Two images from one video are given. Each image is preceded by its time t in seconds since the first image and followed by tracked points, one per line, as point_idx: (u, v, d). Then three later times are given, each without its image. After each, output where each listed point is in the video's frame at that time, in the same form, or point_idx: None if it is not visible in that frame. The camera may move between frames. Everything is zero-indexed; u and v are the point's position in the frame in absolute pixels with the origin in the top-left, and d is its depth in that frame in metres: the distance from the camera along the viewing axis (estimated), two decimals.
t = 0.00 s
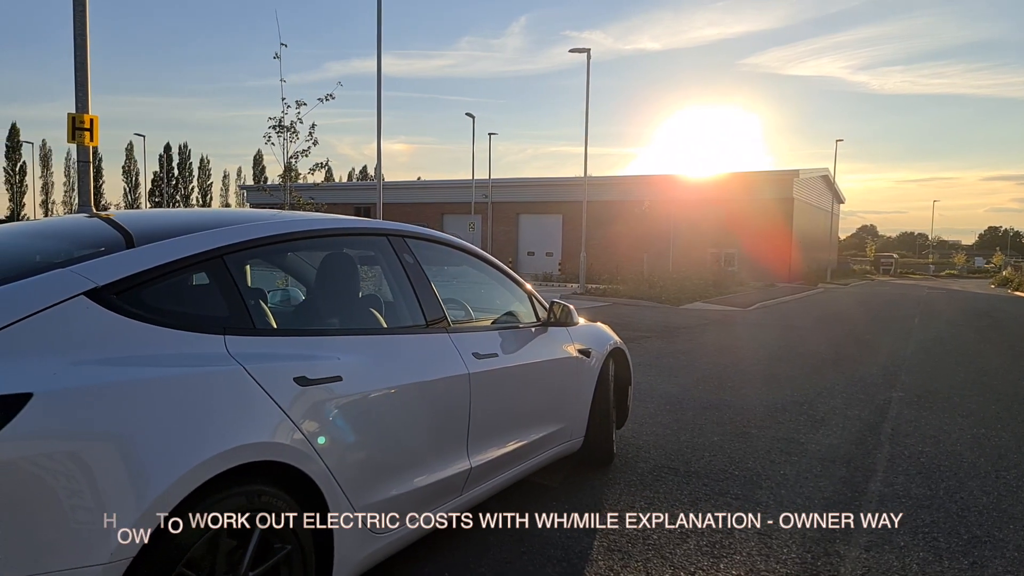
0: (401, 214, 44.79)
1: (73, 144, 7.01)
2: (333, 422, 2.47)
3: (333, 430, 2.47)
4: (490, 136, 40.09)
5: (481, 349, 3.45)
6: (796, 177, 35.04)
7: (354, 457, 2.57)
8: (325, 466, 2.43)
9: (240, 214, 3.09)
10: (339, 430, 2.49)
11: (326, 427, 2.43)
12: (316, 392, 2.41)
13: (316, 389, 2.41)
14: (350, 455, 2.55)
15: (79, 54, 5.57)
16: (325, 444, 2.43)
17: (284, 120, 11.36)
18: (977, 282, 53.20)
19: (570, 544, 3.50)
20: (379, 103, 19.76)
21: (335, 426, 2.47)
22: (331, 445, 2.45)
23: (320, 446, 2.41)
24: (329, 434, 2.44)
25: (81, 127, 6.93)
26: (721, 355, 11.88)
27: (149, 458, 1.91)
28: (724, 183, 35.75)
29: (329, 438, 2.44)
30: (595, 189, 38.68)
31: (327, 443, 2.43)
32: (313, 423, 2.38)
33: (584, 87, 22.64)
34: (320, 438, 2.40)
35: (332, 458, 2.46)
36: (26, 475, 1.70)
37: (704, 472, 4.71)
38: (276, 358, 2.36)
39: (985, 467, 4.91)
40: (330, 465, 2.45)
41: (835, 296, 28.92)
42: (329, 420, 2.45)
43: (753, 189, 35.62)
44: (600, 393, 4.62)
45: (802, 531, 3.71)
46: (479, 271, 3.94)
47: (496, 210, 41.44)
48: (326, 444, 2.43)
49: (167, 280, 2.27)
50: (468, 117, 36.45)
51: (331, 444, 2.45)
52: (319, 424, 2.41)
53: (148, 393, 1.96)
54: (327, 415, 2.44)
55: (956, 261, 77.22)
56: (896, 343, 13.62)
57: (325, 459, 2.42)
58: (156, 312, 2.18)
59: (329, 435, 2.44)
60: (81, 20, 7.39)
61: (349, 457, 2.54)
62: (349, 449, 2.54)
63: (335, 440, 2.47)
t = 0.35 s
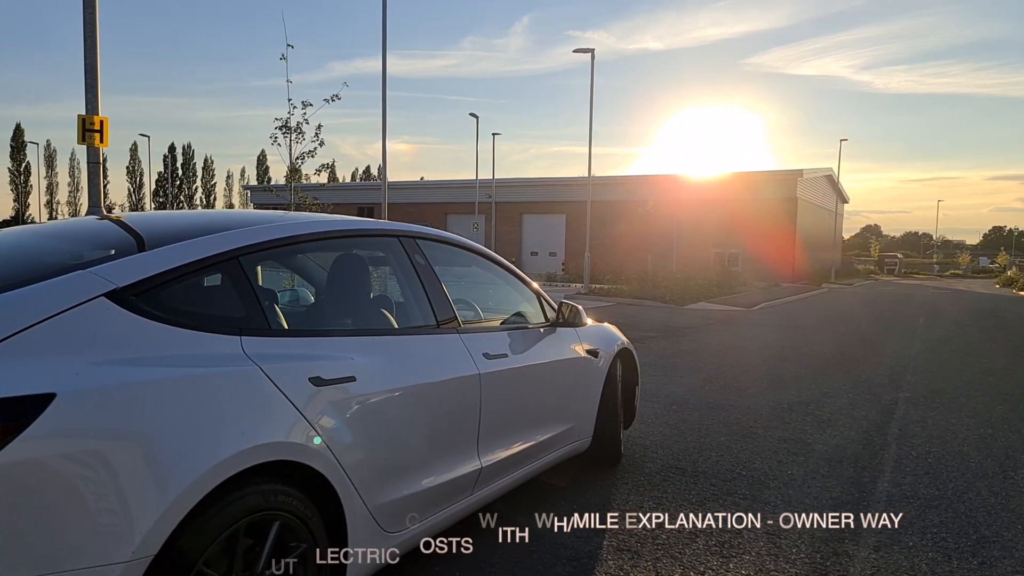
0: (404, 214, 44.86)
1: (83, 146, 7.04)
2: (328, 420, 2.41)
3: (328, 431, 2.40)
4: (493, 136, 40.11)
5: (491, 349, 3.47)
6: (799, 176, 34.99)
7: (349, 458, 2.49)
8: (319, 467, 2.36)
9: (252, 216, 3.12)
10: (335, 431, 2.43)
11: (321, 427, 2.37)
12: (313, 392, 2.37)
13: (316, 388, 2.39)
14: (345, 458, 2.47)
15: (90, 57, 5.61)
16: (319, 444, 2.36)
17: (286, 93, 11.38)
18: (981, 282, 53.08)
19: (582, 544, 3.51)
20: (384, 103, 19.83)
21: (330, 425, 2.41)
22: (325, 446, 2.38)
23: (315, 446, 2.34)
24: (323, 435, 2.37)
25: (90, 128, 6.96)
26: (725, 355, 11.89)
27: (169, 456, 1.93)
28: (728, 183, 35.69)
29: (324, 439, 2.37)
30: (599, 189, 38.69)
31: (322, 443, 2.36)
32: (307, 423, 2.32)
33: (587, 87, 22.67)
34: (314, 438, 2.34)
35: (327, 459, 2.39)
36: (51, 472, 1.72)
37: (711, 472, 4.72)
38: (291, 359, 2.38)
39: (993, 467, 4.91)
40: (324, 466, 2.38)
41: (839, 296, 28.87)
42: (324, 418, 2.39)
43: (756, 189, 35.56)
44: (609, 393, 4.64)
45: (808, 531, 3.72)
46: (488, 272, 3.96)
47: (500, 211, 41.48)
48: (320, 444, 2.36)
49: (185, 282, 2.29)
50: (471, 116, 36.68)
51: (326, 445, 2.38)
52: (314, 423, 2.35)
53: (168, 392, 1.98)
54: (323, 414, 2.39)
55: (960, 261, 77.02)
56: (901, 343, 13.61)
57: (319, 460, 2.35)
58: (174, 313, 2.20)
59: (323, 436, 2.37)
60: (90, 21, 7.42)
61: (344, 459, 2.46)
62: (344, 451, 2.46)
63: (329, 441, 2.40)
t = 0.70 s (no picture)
0: (408, 214, 44.94)
1: (96, 148, 7.09)
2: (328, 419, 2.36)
3: (329, 429, 2.36)
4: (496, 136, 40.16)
5: (505, 352, 3.50)
6: (803, 177, 34.97)
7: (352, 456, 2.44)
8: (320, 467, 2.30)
9: (269, 220, 3.16)
10: (336, 428, 2.38)
11: (321, 424, 2.33)
12: (311, 390, 2.34)
13: (316, 386, 2.36)
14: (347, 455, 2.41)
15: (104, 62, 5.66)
16: (321, 443, 2.31)
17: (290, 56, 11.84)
18: (985, 283, 53.00)
19: (594, 545, 3.54)
20: (389, 104, 19.89)
21: (330, 423, 2.37)
22: (328, 444, 2.33)
23: (316, 445, 2.29)
24: (325, 433, 2.33)
25: (104, 131, 7.01)
26: (731, 357, 11.92)
27: (200, 457, 1.97)
28: (731, 183, 35.70)
29: (325, 436, 2.33)
30: (602, 189, 38.72)
31: (324, 442, 2.32)
32: (306, 421, 2.28)
33: (591, 88, 22.70)
34: (316, 437, 2.29)
35: (329, 457, 2.34)
36: (87, 472, 1.76)
37: (720, 473, 4.75)
38: (313, 362, 2.41)
39: (1001, 468, 4.93)
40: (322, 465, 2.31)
41: (843, 297, 28.84)
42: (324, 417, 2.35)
43: (760, 189, 35.55)
44: (619, 395, 4.67)
45: (818, 532, 3.75)
46: (500, 274, 3.99)
47: (503, 211, 41.55)
48: (322, 442, 2.31)
49: (209, 286, 2.33)
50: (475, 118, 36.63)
51: (328, 443, 2.34)
52: (315, 421, 2.31)
53: (196, 395, 2.02)
54: (323, 412, 2.35)
55: (964, 261, 76.88)
56: (906, 344, 13.65)
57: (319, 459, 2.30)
58: (199, 316, 2.24)
59: (325, 434, 2.33)
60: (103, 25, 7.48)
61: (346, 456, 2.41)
62: (346, 448, 2.41)
63: (330, 438, 2.35)
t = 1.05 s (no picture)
0: (410, 215, 44.99)
1: (109, 150, 7.13)
2: (330, 418, 2.31)
3: (331, 429, 2.30)
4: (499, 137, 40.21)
5: (521, 353, 3.54)
6: (805, 177, 34.96)
7: (353, 457, 2.37)
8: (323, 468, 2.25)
9: (290, 223, 3.20)
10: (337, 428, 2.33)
11: (323, 424, 2.28)
12: (313, 390, 2.30)
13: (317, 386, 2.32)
14: (348, 455, 2.35)
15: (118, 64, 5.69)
16: (322, 443, 2.25)
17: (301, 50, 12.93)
18: (987, 283, 52.96)
19: (608, 544, 3.57)
20: (394, 105, 19.95)
21: (332, 423, 2.32)
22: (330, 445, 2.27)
23: (318, 446, 2.24)
24: (327, 433, 2.28)
25: (117, 134, 7.04)
26: (735, 357, 11.95)
27: (233, 456, 2.01)
28: (733, 183, 35.69)
29: (327, 436, 2.27)
30: (605, 190, 38.74)
31: (326, 443, 2.26)
32: (307, 421, 2.23)
33: (595, 89, 22.76)
34: (318, 438, 2.24)
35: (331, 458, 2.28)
36: (126, 470, 1.80)
37: (731, 473, 4.78)
38: (338, 363, 2.45)
39: (1009, 468, 4.96)
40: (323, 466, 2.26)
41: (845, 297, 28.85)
42: (326, 417, 2.30)
43: (762, 189, 35.54)
44: (630, 395, 4.70)
45: (830, 531, 3.78)
46: (514, 275, 4.03)
47: (506, 211, 41.60)
48: (324, 443, 2.26)
49: (237, 288, 2.36)
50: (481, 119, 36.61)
51: (330, 442, 2.28)
52: (316, 421, 2.26)
53: (227, 396, 2.05)
54: (325, 412, 2.30)
55: (966, 262, 76.83)
56: (910, 344, 13.68)
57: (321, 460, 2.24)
58: (228, 318, 2.27)
59: (328, 434, 2.28)
60: (114, 27, 7.52)
61: (348, 456, 2.35)
62: (347, 448, 2.35)
63: (332, 438, 2.29)
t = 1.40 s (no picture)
0: (412, 215, 45.06)
1: (124, 151, 7.19)
2: (330, 417, 2.27)
3: (332, 428, 2.27)
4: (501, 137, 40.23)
5: (535, 351, 3.59)
6: (808, 177, 34.92)
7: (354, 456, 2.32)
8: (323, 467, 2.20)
9: (310, 223, 3.25)
10: (338, 428, 2.28)
11: (324, 423, 2.24)
12: (315, 388, 2.27)
13: (319, 383, 2.29)
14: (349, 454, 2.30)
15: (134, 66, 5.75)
16: (322, 443, 2.21)
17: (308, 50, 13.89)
18: (989, 284, 52.89)
19: (621, 540, 3.62)
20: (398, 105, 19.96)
21: (332, 422, 2.27)
22: (330, 444, 2.23)
23: (319, 445, 2.20)
24: (327, 432, 2.24)
25: (131, 135, 7.10)
26: (740, 357, 12.00)
27: (265, 450, 2.06)
28: (734, 184, 35.75)
29: (327, 436, 2.23)
30: (607, 190, 38.77)
31: (326, 442, 2.22)
32: (308, 421, 2.20)
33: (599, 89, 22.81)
34: (318, 437, 2.21)
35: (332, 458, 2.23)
36: (165, 463, 1.85)
37: (739, 471, 4.83)
38: (363, 360, 2.51)
39: (1015, 467, 5.00)
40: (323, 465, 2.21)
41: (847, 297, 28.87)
42: (325, 416, 2.26)
43: (764, 189, 35.57)
44: (641, 393, 4.75)
45: (840, 528, 3.83)
46: (528, 275, 4.09)
47: (508, 211, 41.66)
48: (325, 442, 2.22)
49: (265, 287, 2.42)
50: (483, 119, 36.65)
51: (331, 442, 2.24)
52: (316, 419, 2.22)
53: (257, 392, 2.10)
54: (325, 410, 2.26)
55: (968, 262, 76.79)
56: (912, 344, 13.73)
57: (322, 460, 2.20)
58: (258, 316, 2.33)
59: (328, 433, 2.24)
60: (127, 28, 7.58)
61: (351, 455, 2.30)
62: (349, 447, 2.30)
63: (332, 437, 2.25)
